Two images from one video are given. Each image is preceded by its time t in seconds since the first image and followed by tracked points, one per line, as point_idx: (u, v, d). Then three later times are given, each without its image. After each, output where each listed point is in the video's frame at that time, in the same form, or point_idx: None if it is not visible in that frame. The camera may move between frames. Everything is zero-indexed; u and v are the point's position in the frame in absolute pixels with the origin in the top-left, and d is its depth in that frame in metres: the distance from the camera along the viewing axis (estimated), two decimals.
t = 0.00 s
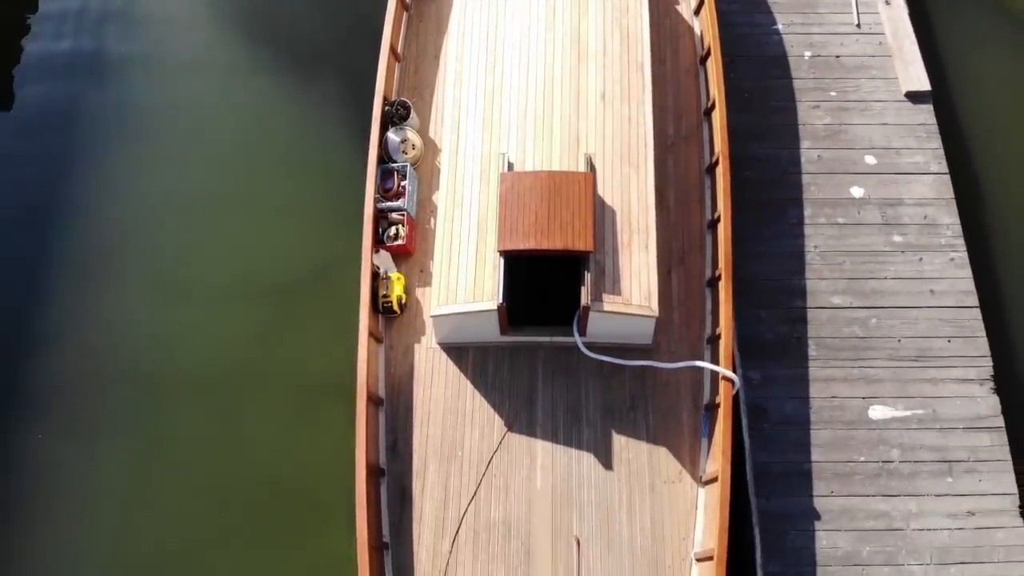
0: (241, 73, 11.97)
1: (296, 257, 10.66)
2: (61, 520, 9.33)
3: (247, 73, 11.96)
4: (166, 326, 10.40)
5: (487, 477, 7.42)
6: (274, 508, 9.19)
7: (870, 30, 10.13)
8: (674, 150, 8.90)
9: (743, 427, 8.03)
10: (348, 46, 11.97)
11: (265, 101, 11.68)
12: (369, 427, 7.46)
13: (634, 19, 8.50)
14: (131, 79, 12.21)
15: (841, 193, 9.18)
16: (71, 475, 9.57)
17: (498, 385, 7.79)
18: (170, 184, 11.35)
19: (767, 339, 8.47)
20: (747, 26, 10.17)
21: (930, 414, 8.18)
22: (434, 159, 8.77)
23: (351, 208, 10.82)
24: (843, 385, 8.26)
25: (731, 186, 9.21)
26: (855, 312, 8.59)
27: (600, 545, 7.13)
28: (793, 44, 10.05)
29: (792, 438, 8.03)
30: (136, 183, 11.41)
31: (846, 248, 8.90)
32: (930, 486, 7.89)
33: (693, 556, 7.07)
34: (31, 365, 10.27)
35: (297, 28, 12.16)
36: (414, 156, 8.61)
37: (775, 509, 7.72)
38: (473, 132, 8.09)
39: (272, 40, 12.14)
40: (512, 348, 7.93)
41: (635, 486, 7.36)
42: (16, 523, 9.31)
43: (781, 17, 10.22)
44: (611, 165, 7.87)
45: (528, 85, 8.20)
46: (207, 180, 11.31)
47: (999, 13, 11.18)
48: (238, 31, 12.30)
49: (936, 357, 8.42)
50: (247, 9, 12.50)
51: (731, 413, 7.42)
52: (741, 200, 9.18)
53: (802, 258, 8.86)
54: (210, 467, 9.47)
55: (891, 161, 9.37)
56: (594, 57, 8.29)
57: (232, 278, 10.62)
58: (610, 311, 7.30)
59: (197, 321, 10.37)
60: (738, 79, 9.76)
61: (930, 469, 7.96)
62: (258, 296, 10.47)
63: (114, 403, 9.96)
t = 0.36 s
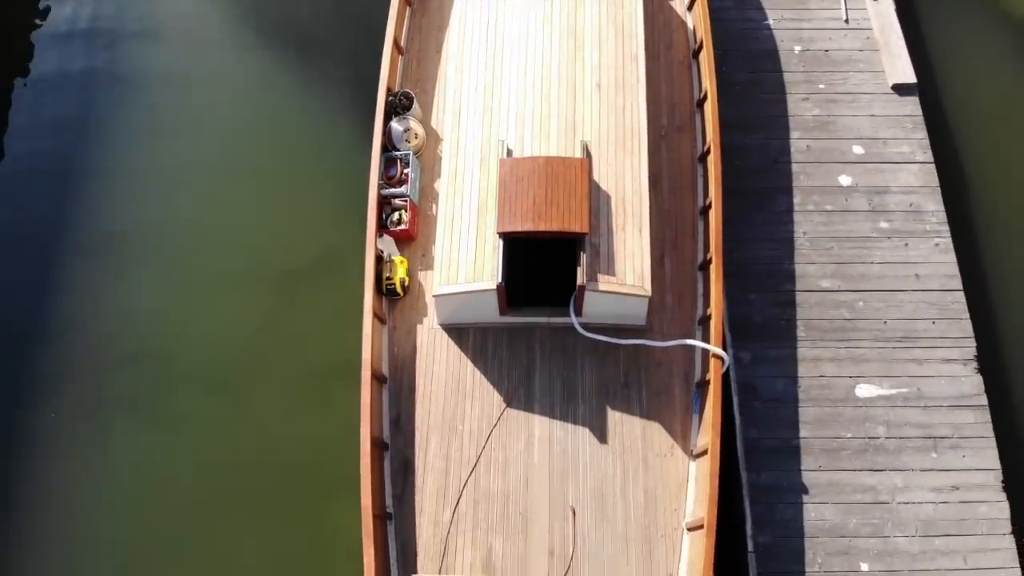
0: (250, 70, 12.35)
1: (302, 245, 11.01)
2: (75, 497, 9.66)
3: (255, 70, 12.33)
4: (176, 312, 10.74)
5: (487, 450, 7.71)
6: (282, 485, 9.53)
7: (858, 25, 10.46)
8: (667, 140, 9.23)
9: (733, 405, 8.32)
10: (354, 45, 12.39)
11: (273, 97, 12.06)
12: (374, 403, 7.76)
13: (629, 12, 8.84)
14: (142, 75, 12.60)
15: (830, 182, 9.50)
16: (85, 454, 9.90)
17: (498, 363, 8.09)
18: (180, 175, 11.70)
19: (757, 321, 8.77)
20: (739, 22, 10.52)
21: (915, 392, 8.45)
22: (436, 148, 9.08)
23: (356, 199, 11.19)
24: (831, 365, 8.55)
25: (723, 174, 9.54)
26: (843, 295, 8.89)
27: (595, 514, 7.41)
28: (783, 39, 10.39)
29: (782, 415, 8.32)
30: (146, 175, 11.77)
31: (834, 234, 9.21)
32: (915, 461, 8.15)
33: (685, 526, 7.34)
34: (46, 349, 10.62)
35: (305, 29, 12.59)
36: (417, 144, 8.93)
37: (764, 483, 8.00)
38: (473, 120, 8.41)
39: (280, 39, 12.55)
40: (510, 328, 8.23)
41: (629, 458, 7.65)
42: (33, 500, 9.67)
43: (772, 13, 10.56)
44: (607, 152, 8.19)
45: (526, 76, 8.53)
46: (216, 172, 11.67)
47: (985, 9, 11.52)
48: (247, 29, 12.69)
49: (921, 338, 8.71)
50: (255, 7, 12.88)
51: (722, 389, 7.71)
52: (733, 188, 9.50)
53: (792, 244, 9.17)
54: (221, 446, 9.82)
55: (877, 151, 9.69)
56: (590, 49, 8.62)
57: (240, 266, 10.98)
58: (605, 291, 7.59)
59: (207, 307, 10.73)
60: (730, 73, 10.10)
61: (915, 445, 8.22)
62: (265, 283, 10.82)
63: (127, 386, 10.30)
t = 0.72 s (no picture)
0: (256, 69, 12.66)
1: (306, 238, 11.31)
2: (86, 480, 9.95)
3: (261, 68, 12.65)
4: (183, 302, 11.04)
5: (485, 430, 7.98)
6: (287, 469, 9.82)
7: (847, 24, 10.77)
8: (661, 133, 9.51)
9: (725, 388, 8.58)
10: (359, 45, 12.71)
11: (278, 94, 12.37)
12: (377, 385, 8.04)
13: (624, 9, 9.14)
14: (150, 73, 12.91)
15: (819, 174, 9.79)
16: (96, 439, 10.19)
17: (497, 347, 8.36)
18: (188, 170, 12.01)
19: (748, 309, 9.05)
20: (732, 21, 10.83)
21: (901, 376, 8.71)
22: (437, 141, 9.38)
23: (359, 193, 11.50)
24: (820, 350, 8.81)
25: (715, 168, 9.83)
26: (832, 283, 9.16)
27: (590, 492, 7.68)
28: (775, 37, 10.70)
29: (771, 399, 8.58)
30: (155, 171, 12.08)
31: (823, 224, 9.49)
32: (902, 443, 8.40)
33: (677, 503, 7.61)
34: (57, 338, 10.92)
35: (310, 28, 12.91)
36: (419, 137, 9.22)
37: (755, 463, 8.26)
38: (473, 114, 8.71)
39: (285, 38, 12.86)
40: (509, 314, 8.50)
41: (623, 438, 7.91)
42: (45, 483, 9.94)
43: (764, 12, 10.87)
44: (602, 144, 8.48)
45: (525, 71, 8.83)
46: (222, 167, 11.97)
47: (973, 9, 11.81)
48: (253, 29, 13.00)
49: (908, 324, 8.97)
50: (260, 7, 13.19)
51: (712, 372, 7.98)
52: (725, 181, 9.79)
53: (782, 234, 9.45)
54: (227, 431, 10.10)
55: (866, 144, 9.98)
56: (587, 45, 8.93)
57: (246, 258, 11.26)
58: (600, 276, 7.87)
59: (214, 298, 11.03)
60: (723, 70, 10.40)
61: (901, 428, 8.47)
62: (271, 275, 11.11)
63: (137, 373, 10.59)
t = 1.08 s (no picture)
0: (263, 69, 13.03)
1: (311, 232, 11.64)
2: (97, 464, 10.27)
3: (267, 69, 13.01)
4: (192, 293, 11.38)
5: (484, 412, 8.29)
6: (293, 453, 10.16)
7: (835, 24, 11.13)
8: (655, 128, 9.85)
9: (716, 373, 8.88)
10: (362, 45, 13.08)
11: (284, 94, 12.74)
12: (380, 367, 8.36)
13: (618, 9, 9.50)
14: (158, 73, 13.28)
15: (807, 168, 10.12)
16: (107, 424, 10.52)
17: (496, 332, 8.67)
18: (196, 167, 12.37)
19: (739, 297, 9.36)
20: (724, 22, 11.20)
21: (887, 361, 9.01)
22: (438, 136, 9.72)
23: (363, 189, 11.85)
24: (808, 336, 9.12)
25: (707, 162, 10.17)
26: (819, 272, 9.47)
27: (585, 470, 7.98)
28: (765, 37, 11.06)
29: (761, 383, 8.88)
30: (164, 167, 12.44)
31: (811, 216, 9.81)
32: (887, 425, 8.69)
33: (668, 480, 7.90)
34: (70, 328, 11.27)
35: (316, 30, 13.28)
36: (421, 132, 9.56)
37: (745, 444, 8.55)
38: (473, 109, 9.06)
39: (291, 39, 13.23)
40: (508, 301, 8.81)
41: (617, 419, 8.21)
42: (58, 467, 10.26)
43: (755, 13, 11.24)
44: (597, 137, 8.81)
45: (523, 68, 9.19)
46: (229, 164, 12.33)
47: (960, 10, 12.16)
48: (259, 30, 13.37)
49: (894, 311, 9.27)
50: (266, 9, 13.56)
51: (703, 355, 8.28)
52: (716, 175, 10.12)
53: (771, 225, 9.78)
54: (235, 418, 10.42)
55: (853, 139, 10.31)
56: (582, 43, 9.28)
57: (252, 251, 11.61)
58: (595, 263, 8.18)
59: (221, 289, 11.37)
60: (714, 68, 10.77)
61: (887, 410, 8.76)
62: (276, 267, 11.45)
63: (148, 362, 10.92)
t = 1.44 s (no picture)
0: (269, 71, 13.40)
1: (316, 229, 11.99)
2: (109, 451, 10.61)
3: (274, 70, 13.39)
4: (200, 287, 11.72)
5: (484, 397, 8.59)
6: (299, 441, 10.47)
7: (824, 26, 11.51)
8: (649, 126, 10.19)
9: (708, 360, 9.18)
10: (366, 48, 13.46)
11: (290, 95, 13.13)
12: (384, 354, 8.67)
13: (613, 11, 9.86)
14: (167, 74, 13.65)
15: (797, 164, 10.46)
16: (119, 413, 10.86)
17: (495, 321, 8.98)
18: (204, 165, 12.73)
19: (730, 288, 9.68)
20: (717, 24, 11.58)
21: (874, 349, 9.31)
22: (440, 133, 10.07)
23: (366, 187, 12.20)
24: (797, 326, 9.44)
25: (700, 159, 10.52)
26: (808, 264, 9.80)
27: (581, 452, 8.27)
28: (757, 38, 11.43)
29: (752, 370, 9.19)
30: (172, 165, 12.80)
31: (800, 210, 10.14)
32: (874, 410, 8.98)
33: (661, 462, 8.19)
34: (82, 320, 11.63)
35: (321, 33, 13.68)
36: (423, 129, 9.92)
37: (736, 429, 8.85)
38: (473, 107, 9.42)
39: (297, 41, 13.62)
40: (507, 291, 9.13)
41: (611, 404, 8.51)
42: (71, 454, 10.61)
43: (747, 16, 11.62)
44: (593, 133, 9.15)
45: (521, 67, 9.55)
46: (237, 163, 12.69)
47: (947, 14, 12.51)
48: (266, 33, 13.75)
49: (881, 302, 9.58)
50: (273, 13, 13.96)
51: (694, 342, 8.58)
52: (709, 171, 10.46)
53: (762, 219, 10.11)
54: (242, 407, 10.74)
55: (841, 137, 10.66)
56: (579, 44, 9.65)
57: (259, 247, 11.96)
58: (590, 253, 8.48)
59: (229, 283, 11.71)
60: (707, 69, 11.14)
61: (874, 397, 9.05)
62: (282, 262, 11.79)
63: (158, 353, 11.26)
